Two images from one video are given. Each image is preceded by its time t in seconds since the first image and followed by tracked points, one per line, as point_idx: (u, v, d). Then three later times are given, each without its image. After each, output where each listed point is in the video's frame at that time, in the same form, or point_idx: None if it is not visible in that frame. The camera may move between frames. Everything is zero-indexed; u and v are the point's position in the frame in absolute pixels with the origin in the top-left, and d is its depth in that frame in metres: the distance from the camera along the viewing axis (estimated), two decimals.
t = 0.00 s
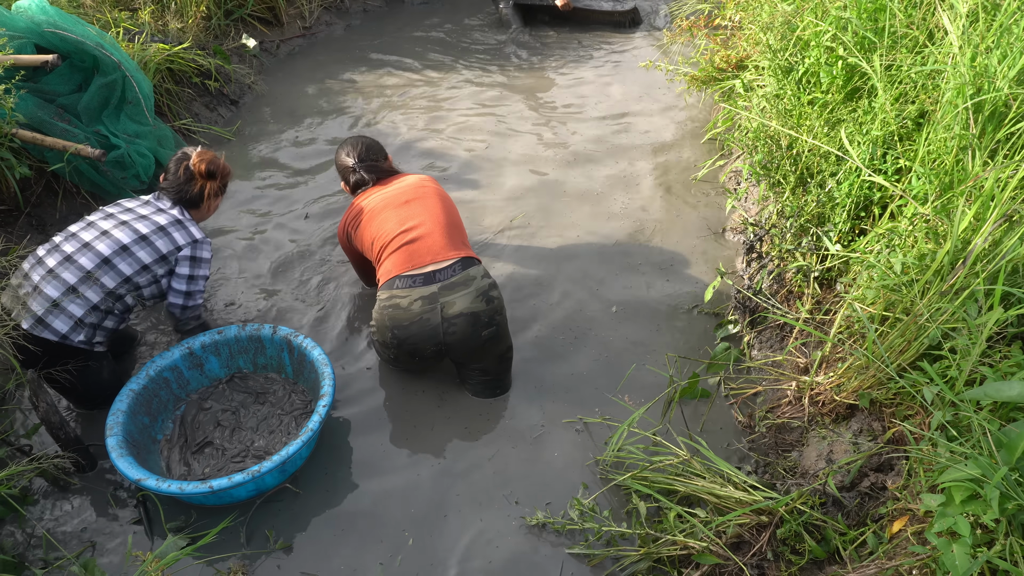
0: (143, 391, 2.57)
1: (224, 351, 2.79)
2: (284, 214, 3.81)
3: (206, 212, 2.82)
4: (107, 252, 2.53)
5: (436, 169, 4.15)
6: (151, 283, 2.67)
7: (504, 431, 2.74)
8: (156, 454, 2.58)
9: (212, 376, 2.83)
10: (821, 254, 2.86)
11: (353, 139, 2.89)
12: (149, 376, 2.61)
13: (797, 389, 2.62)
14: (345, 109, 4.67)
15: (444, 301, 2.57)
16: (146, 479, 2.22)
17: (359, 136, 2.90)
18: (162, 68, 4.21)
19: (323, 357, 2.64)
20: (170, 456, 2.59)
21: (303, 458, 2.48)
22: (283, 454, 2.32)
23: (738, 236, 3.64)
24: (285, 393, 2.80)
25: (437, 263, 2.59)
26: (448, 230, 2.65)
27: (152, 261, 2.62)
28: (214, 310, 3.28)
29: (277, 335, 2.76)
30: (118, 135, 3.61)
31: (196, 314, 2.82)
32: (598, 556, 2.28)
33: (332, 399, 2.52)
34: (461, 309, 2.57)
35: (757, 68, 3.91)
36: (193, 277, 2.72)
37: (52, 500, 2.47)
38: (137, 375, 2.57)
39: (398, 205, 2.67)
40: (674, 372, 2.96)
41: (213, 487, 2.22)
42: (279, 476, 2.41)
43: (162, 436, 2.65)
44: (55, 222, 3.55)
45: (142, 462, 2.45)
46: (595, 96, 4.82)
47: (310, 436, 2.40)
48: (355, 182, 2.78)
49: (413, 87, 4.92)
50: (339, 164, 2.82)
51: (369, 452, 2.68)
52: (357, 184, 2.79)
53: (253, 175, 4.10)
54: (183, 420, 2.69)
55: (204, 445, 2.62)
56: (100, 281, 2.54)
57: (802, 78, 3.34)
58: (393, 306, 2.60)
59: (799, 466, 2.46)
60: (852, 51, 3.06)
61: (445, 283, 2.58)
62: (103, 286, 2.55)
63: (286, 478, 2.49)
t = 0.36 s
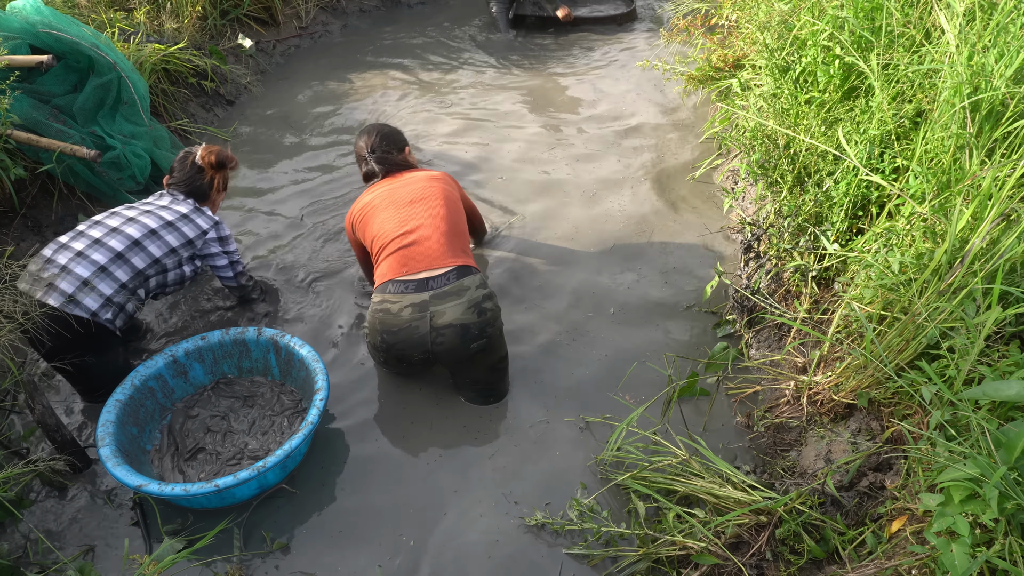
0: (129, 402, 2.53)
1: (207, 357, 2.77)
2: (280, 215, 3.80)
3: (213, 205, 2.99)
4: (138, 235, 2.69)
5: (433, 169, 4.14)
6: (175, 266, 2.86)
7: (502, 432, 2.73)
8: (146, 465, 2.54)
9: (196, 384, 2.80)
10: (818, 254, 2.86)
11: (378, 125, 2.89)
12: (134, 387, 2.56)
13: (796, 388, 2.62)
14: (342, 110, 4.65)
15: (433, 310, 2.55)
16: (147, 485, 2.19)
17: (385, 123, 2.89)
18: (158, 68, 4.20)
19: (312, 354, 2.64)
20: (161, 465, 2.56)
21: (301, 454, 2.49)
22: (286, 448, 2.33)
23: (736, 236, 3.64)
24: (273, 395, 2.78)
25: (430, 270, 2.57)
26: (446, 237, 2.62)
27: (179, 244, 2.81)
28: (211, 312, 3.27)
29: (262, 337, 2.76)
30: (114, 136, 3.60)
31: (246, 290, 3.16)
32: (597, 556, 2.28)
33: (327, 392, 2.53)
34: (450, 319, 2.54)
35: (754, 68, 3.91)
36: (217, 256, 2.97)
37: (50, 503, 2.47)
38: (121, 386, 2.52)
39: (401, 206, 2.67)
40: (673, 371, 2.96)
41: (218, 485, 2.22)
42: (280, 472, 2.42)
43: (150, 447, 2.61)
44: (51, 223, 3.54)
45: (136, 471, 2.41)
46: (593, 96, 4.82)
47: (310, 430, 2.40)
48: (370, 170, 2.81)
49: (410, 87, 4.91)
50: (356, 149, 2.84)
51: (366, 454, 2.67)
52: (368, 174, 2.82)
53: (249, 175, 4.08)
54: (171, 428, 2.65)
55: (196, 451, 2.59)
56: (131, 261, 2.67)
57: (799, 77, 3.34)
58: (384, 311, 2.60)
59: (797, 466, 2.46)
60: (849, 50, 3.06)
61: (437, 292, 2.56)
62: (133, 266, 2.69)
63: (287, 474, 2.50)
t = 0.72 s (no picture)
0: (112, 416, 2.47)
1: (187, 365, 2.73)
2: (278, 215, 3.79)
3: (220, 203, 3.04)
4: (152, 232, 2.71)
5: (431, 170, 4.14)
6: (185, 263, 2.86)
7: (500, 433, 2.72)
8: (136, 479, 2.49)
9: (176, 393, 2.76)
10: (817, 254, 2.86)
11: (413, 129, 2.95)
12: (115, 400, 2.51)
13: (795, 389, 2.62)
14: (339, 110, 4.65)
15: (421, 317, 2.54)
16: (145, 498, 2.16)
17: (417, 128, 2.94)
18: (155, 69, 4.20)
19: (297, 354, 2.64)
20: (151, 477, 2.52)
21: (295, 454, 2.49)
22: (284, 449, 2.33)
23: (735, 236, 3.64)
24: (258, 397, 2.77)
25: (424, 276, 2.57)
26: (445, 245, 2.62)
27: (191, 242, 2.82)
28: (209, 313, 3.26)
29: (243, 340, 2.74)
30: (111, 137, 3.59)
31: (254, 288, 3.17)
32: (598, 558, 2.27)
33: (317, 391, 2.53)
34: (436, 328, 2.53)
35: (752, 68, 3.92)
36: (227, 254, 2.97)
37: (47, 505, 2.46)
38: (102, 401, 2.47)
39: (408, 210, 2.69)
40: (672, 372, 2.95)
41: (218, 493, 2.20)
42: (278, 474, 2.41)
43: (137, 460, 2.56)
44: (48, 225, 3.53)
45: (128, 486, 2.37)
46: (591, 96, 4.81)
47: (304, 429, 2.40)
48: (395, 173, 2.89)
49: (408, 88, 4.90)
50: (388, 150, 2.93)
51: (364, 455, 2.66)
52: (393, 177, 2.91)
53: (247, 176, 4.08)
54: (157, 439, 2.61)
55: (187, 460, 2.56)
56: (145, 257, 2.68)
57: (797, 77, 3.34)
58: (373, 313, 2.60)
59: (797, 466, 2.46)
60: (847, 50, 3.06)
61: (427, 299, 2.55)
62: (146, 262, 2.69)
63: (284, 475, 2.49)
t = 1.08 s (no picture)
0: (94, 432, 2.45)
1: (169, 379, 2.72)
2: (275, 217, 3.78)
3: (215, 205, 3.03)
4: (152, 233, 2.70)
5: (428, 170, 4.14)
6: (185, 266, 2.86)
7: (497, 434, 2.72)
8: (121, 495, 2.47)
9: (157, 409, 2.73)
10: (814, 254, 2.86)
11: (434, 130, 2.94)
12: (97, 417, 2.48)
13: (792, 389, 2.62)
14: (336, 111, 4.64)
15: (415, 321, 2.53)
16: (139, 509, 2.15)
17: (438, 129, 2.93)
18: (151, 71, 4.19)
19: (282, 360, 2.65)
20: (137, 492, 2.50)
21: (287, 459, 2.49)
22: (279, 452, 2.33)
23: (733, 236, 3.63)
24: (242, 408, 2.78)
25: (420, 280, 2.58)
26: (446, 251, 2.63)
27: (190, 244, 2.82)
28: (204, 316, 3.25)
29: (224, 352, 2.73)
30: (107, 139, 3.59)
31: (252, 294, 3.17)
32: (595, 559, 2.27)
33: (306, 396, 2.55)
34: (429, 333, 2.52)
35: (748, 68, 3.92)
36: (225, 256, 2.97)
37: (42, 508, 2.45)
38: (83, 418, 2.44)
39: (414, 214, 2.73)
40: (669, 373, 2.95)
41: (215, 499, 2.19)
42: (272, 480, 2.40)
43: (121, 477, 2.54)
44: (44, 227, 3.53)
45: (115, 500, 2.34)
46: (588, 97, 4.81)
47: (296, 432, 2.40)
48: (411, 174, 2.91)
49: (405, 88, 4.90)
50: (405, 149, 2.92)
51: (360, 458, 2.65)
52: (409, 177, 2.93)
53: (243, 178, 4.06)
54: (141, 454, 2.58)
55: (174, 474, 2.54)
56: (145, 259, 2.68)
57: (793, 77, 3.34)
58: (368, 315, 2.61)
59: (794, 467, 2.46)
60: (843, 51, 3.06)
61: (423, 303, 2.54)
62: (147, 264, 2.69)
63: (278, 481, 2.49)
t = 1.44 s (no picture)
0: (82, 441, 2.43)
1: (155, 386, 2.70)
2: (270, 218, 3.78)
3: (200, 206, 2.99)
4: (140, 239, 2.69)
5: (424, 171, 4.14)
6: (174, 269, 2.85)
7: (493, 436, 2.71)
8: (111, 503, 2.46)
9: (144, 416, 2.72)
10: (809, 254, 2.86)
11: (433, 132, 2.92)
12: (84, 426, 2.46)
13: (788, 390, 2.62)
14: (332, 113, 4.64)
15: (416, 323, 2.53)
16: (129, 518, 2.13)
17: (438, 131, 2.91)
18: (146, 73, 4.17)
19: (269, 362, 2.64)
20: (127, 501, 2.48)
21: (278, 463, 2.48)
22: (269, 456, 2.32)
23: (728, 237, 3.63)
24: (231, 412, 2.77)
25: (422, 282, 2.57)
26: (447, 253, 2.62)
27: (178, 247, 2.81)
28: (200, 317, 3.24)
29: (210, 356, 2.72)
30: (102, 142, 3.55)
31: (245, 293, 3.17)
32: (590, 561, 2.26)
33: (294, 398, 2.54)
34: (429, 335, 2.52)
35: (743, 69, 3.93)
36: (214, 258, 2.97)
37: (35, 511, 2.44)
38: (70, 427, 2.42)
39: (415, 215, 2.71)
40: (665, 374, 2.95)
41: (206, 505, 2.18)
42: (262, 483, 2.40)
43: (110, 485, 2.52)
44: (38, 229, 3.51)
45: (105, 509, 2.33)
46: (583, 98, 4.81)
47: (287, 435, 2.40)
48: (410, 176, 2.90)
49: (400, 89, 4.90)
50: (405, 150, 2.90)
51: (354, 460, 2.64)
52: (408, 177, 2.92)
53: (238, 179, 4.06)
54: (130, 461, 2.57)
55: (164, 481, 2.54)
56: (135, 265, 2.67)
57: (788, 78, 3.34)
58: (369, 316, 2.61)
59: (790, 468, 2.46)
60: (837, 51, 3.07)
61: (423, 305, 2.54)
62: (137, 270, 2.68)
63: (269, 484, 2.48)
